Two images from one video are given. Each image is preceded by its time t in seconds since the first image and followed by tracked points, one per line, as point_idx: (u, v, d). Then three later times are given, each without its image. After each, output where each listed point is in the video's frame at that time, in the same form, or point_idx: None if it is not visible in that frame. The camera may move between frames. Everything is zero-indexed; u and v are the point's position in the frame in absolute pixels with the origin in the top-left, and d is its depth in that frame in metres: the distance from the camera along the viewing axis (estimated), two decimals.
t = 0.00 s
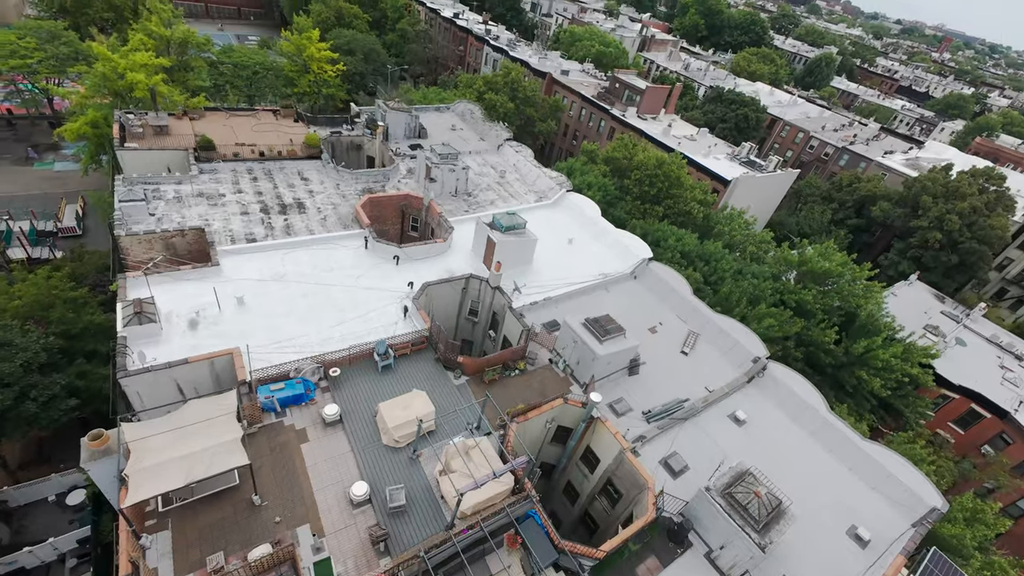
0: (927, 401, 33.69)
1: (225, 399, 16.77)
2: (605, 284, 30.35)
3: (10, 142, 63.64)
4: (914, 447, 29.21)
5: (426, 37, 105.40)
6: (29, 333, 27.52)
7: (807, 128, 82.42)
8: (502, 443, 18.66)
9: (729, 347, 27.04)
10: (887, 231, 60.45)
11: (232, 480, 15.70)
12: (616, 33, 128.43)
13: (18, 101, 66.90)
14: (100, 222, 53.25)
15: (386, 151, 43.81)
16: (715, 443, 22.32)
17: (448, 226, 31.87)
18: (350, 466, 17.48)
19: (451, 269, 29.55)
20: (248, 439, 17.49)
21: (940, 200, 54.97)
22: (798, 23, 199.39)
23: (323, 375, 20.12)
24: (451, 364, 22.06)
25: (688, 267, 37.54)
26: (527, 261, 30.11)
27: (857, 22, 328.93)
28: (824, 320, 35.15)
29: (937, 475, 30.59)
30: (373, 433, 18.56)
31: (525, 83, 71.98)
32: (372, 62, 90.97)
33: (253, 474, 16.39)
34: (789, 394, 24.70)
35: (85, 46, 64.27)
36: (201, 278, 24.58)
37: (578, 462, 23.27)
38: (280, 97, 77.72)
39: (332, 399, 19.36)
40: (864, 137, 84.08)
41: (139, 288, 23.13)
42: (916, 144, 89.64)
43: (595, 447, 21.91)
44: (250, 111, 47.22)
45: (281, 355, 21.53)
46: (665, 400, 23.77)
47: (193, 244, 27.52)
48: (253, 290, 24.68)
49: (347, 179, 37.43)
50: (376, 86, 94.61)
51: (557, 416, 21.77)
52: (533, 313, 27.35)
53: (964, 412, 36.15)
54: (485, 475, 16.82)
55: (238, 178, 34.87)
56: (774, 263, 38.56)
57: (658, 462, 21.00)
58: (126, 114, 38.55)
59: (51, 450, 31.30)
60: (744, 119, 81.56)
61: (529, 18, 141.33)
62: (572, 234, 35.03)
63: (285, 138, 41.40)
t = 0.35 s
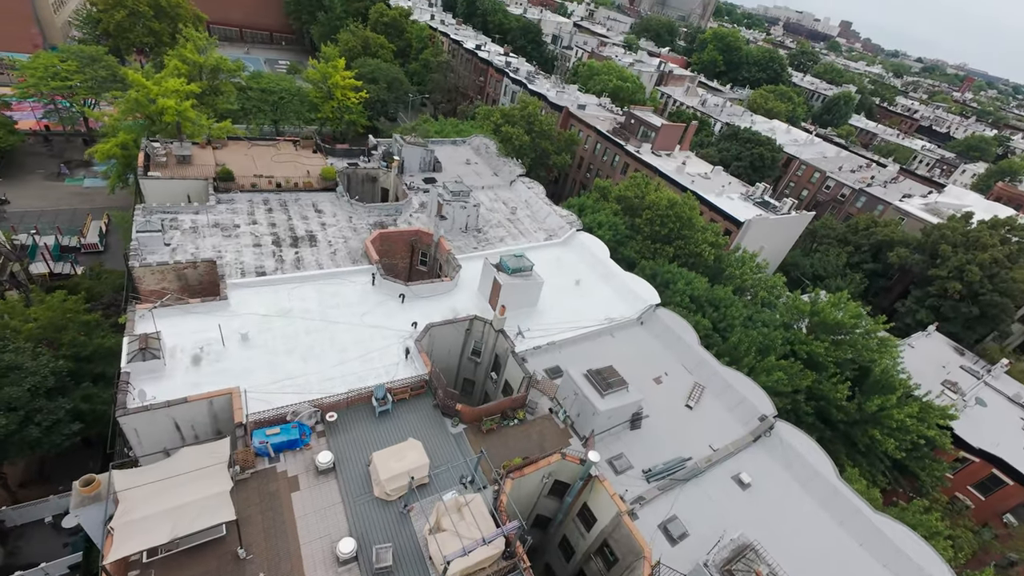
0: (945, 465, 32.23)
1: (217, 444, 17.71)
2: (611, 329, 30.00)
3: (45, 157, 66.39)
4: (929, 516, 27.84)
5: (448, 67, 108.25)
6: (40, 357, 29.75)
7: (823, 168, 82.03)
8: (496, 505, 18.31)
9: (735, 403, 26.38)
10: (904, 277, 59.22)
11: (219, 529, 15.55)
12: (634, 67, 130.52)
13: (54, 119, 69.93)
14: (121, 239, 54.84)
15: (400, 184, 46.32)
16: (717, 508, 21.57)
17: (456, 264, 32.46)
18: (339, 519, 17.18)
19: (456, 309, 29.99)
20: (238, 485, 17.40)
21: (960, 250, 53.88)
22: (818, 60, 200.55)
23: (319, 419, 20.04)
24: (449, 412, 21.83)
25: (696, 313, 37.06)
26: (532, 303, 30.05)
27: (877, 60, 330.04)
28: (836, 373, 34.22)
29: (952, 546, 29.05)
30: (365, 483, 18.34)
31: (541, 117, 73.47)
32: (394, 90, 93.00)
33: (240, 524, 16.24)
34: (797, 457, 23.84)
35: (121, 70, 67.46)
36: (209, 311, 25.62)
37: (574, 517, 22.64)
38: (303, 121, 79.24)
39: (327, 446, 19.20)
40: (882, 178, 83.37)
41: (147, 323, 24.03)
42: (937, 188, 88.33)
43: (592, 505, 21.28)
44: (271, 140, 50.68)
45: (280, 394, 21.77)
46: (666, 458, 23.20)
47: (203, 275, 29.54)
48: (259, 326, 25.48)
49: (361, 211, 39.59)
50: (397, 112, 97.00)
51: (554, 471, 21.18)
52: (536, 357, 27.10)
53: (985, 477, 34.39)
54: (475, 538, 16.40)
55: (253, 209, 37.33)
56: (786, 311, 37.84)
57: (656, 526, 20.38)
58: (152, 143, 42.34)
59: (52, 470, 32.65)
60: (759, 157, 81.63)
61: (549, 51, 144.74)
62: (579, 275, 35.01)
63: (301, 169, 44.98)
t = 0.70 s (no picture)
0: (966, 528, 30.58)
1: (214, 487, 17.77)
2: (617, 371, 29.54)
3: (80, 168, 69.15)
4: None
5: (470, 91, 110.35)
6: (53, 375, 31.64)
7: (843, 202, 80.82)
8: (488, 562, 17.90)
9: (741, 456, 25.64)
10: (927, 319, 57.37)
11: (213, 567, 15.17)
12: (654, 93, 131.27)
13: (91, 132, 72.93)
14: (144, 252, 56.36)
15: (413, 214, 47.24)
16: (719, 571, 20.80)
17: (463, 298, 32.59)
18: (329, 567, 16.95)
19: (460, 345, 29.99)
20: (230, 527, 17.35)
21: (986, 296, 52.14)
22: (841, 90, 199.24)
23: (316, 460, 20.07)
24: (447, 455, 21.59)
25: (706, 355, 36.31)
26: (538, 341, 29.86)
27: (902, 90, 326.80)
28: (852, 424, 33.02)
29: None
30: (357, 530, 18.18)
31: (558, 145, 74.45)
32: (416, 112, 94.54)
33: (230, 569, 16.18)
34: (805, 518, 23.00)
35: (156, 87, 70.09)
36: (217, 340, 26.44)
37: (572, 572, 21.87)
38: (327, 139, 81.45)
39: (321, 488, 19.13)
40: (905, 215, 81.63)
41: (157, 351, 24.85)
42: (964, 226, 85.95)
43: (589, 561, 20.61)
44: (292, 165, 52.35)
45: (279, 432, 21.99)
46: (667, 513, 22.62)
47: (214, 304, 30.98)
48: (265, 357, 26.12)
49: (373, 240, 40.79)
50: (418, 133, 98.98)
51: (551, 523, 20.58)
52: (539, 399, 26.81)
53: (1009, 542, 32.45)
54: None
55: (270, 233, 39.30)
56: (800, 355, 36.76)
57: None
58: (178, 167, 44.05)
59: (58, 486, 33.77)
60: (778, 190, 80.86)
61: (570, 75, 146.80)
62: (587, 311, 34.77)
63: (319, 195, 46.20)
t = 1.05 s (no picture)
0: None
1: (209, 523, 17.80)
2: (625, 412, 28.92)
3: (121, 177, 72.39)
4: None
5: (495, 112, 112.09)
6: (75, 388, 32.90)
7: (871, 236, 78.56)
8: None
9: (752, 512, 24.64)
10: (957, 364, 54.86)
11: None
12: (679, 118, 131.07)
13: (134, 143, 76.32)
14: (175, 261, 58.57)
15: (430, 238, 47.79)
16: None
17: (473, 329, 32.60)
18: None
19: (468, 377, 29.90)
20: (224, 562, 17.38)
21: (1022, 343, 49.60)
22: (872, 118, 195.69)
23: (315, 495, 20.09)
24: (445, 496, 21.35)
25: (719, 398, 35.23)
26: (546, 377, 29.55)
27: (936, 118, 319.34)
28: (871, 479, 31.52)
29: None
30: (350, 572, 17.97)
31: (579, 170, 74.87)
32: (442, 131, 95.97)
33: None
34: None
35: (195, 103, 73.26)
36: (229, 364, 27.04)
37: None
38: (354, 156, 83.63)
39: (318, 525, 19.04)
40: (937, 251, 78.85)
41: (171, 373, 25.61)
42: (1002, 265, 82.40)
43: None
44: (316, 186, 53.74)
45: (281, 463, 22.31)
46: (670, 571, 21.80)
47: (231, 323, 32.40)
48: (274, 383, 26.56)
49: (388, 264, 41.37)
50: (443, 151, 100.59)
51: None
52: (543, 438, 26.40)
53: None
54: None
55: (289, 255, 40.25)
56: (818, 402, 35.42)
57: None
58: (207, 187, 45.68)
59: (73, 493, 34.71)
60: (802, 223, 79.21)
61: (596, 97, 147.79)
62: (598, 347, 34.32)
63: (340, 218, 47.18)
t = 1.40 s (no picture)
0: None
1: (214, 550, 18.03)
2: (644, 456, 27.88)
3: (177, 185, 76.51)
4: None
5: (530, 134, 113.50)
6: (111, 392, 34.09)
7: (918, 275, 74.46)
8: None
9: None
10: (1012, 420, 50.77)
11: None
12: (716, 144, 129.25)
13: (191, 152, 80.61)
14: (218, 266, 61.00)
15: (457, 260, 48.13)
16: None
17: (492, 358, 32.23)
18: None
19: (483, 407, 29.50)
20: None
21: None
22: (922, 149, 187.98)
23: (320, 525, 20.16)
24: (451, 535, 20.89)
25: (745, 444, 33.55)
26: (562, 413, 28.88)
27: (994, 150, 303.46)
28: (911, 547, 29.11)
29: None
30: None
31: (610, 195, 74.43)
32: (478, 151, 97.56)
33: None
34: None
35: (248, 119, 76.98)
36: (251, 380, 27.60)
37: None
38: (391, 172, 86.06)
39: (321, 557, 19.03)
40: (992, 295, 74.00)
41: (197, 386, 26.38)
42: None
43: None
44: (351, 204, 55.25)
45: (291, 487, 22.47)
46: None
47: (258, 339, 33.24)
48: (292, 403, 26.92)
49: (413, 286, 41.79)
50: (477, 170, 102.10)
51: None
52: (556, 477, 25.66)
53: None
54: None
55: (319, 272, 41.25)
56: (855, 456, 33.20)
57: None
58: (248, 202, 47.64)
59: (103, 491, 36.79)
60: (842, 258, 75.86)
61: (632, 121, 147.69)
62: (619, 383, 33.37)
63: (370, 237, 48.24)
